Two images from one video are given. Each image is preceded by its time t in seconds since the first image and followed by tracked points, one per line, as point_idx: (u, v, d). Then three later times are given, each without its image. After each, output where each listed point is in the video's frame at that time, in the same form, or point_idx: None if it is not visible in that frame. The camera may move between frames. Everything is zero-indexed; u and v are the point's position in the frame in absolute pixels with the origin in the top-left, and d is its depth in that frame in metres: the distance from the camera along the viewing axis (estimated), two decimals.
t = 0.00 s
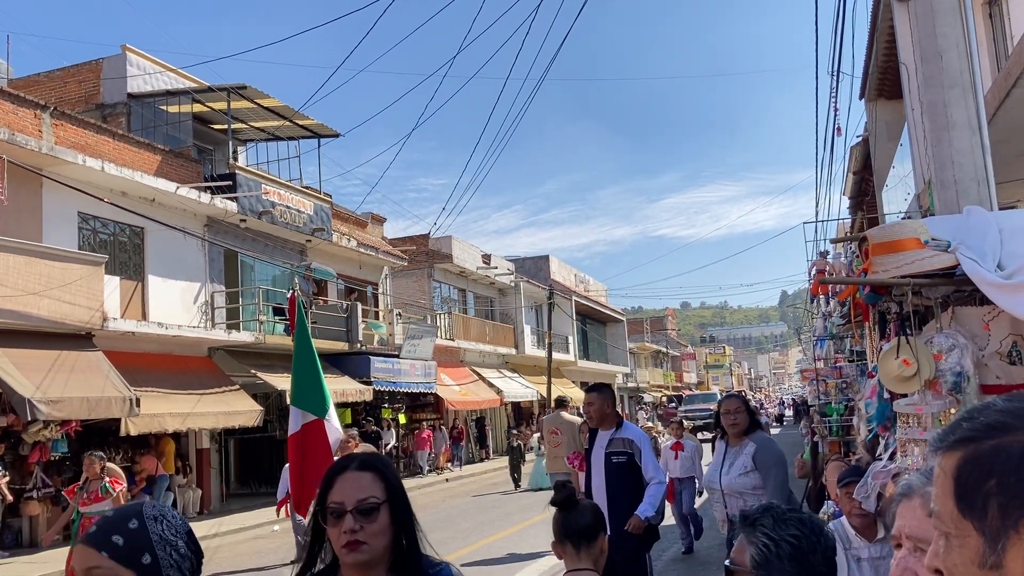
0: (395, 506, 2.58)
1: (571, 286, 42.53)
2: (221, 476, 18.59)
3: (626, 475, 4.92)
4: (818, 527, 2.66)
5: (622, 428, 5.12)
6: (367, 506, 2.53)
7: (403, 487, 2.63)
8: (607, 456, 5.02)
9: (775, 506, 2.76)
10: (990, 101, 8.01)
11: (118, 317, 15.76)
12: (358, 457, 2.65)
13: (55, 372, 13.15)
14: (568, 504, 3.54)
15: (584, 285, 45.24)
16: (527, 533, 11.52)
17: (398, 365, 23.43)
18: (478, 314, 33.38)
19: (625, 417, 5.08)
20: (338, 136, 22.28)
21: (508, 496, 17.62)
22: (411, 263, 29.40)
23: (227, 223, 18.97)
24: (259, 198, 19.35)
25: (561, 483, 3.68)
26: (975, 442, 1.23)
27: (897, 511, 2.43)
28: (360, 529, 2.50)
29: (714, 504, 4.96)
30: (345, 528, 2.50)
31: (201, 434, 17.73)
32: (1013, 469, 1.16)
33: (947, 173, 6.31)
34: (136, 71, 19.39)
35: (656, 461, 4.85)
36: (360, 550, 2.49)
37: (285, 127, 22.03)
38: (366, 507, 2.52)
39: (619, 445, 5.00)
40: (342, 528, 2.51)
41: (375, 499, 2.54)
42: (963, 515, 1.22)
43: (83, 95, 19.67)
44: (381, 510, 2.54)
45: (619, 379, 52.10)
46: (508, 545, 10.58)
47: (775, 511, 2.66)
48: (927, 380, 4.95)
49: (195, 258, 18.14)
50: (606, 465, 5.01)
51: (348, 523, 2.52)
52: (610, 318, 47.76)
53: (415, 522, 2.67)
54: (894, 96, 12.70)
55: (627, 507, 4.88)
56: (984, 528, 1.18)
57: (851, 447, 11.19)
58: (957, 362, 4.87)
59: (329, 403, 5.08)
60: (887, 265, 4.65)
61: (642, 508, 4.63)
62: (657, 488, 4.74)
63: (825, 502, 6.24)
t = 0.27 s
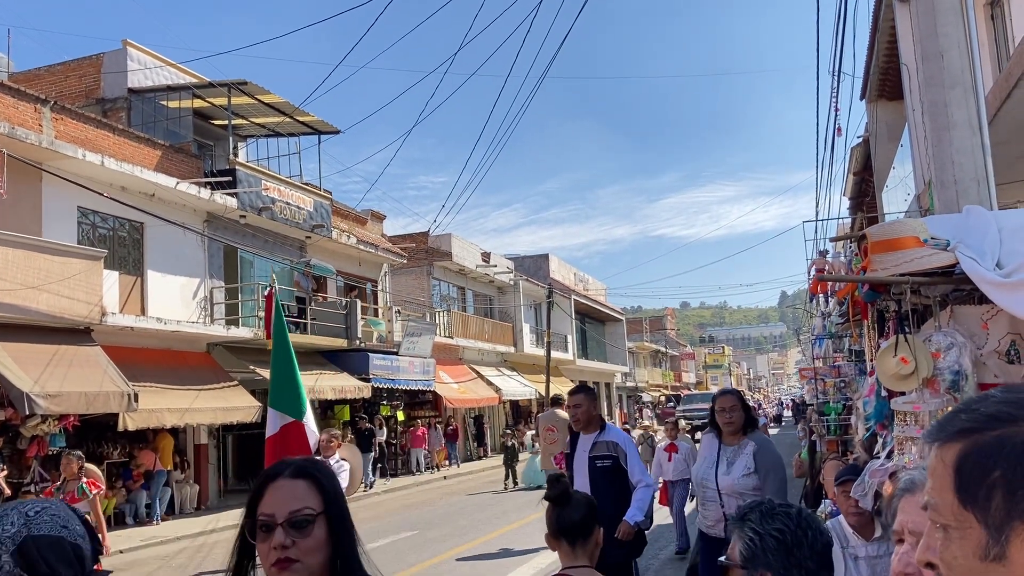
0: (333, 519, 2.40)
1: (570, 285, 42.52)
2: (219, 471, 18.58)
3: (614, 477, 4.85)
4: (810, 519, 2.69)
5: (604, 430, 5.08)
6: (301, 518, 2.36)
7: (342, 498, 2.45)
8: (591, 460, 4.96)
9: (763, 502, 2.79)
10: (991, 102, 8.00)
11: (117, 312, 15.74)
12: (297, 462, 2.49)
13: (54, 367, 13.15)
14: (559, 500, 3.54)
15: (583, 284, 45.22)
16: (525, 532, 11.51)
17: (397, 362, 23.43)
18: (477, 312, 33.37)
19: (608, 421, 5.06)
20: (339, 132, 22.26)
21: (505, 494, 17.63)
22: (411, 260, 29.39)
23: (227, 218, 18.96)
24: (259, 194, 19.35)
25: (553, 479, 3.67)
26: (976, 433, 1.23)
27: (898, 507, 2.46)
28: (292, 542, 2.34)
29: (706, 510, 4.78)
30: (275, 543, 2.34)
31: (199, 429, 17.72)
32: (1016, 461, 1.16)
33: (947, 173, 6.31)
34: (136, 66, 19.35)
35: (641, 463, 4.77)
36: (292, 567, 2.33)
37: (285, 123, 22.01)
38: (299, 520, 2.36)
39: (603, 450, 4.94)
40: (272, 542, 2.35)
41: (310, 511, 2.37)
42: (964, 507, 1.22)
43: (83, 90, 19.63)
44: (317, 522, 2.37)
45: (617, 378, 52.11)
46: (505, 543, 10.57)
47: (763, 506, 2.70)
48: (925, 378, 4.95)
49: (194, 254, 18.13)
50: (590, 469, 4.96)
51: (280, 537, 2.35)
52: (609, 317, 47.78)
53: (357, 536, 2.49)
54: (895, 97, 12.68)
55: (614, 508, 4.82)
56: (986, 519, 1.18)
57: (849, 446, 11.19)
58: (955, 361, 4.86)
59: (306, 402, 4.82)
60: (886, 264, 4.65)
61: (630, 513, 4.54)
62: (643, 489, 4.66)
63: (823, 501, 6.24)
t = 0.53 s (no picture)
0: (285, 518, 2.21)
1: (571, 285, 42.51)
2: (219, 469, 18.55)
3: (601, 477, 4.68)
4: (809, 515, 2.68)
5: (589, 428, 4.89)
6: (249, 518, 2.17)
7: (297, 494, 2.25)
8: (575, 457, 4.78)
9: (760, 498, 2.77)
10: (993, 103, 7.99)
11: (118, 308, 15.74)
12: (250, 454, 2.30)
13: (54, 363, 13.15)
14: (558, 497, 3.54)
15: (584, 284, 45.20)
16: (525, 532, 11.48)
17: (397, 361, 23.42)
18: (478, 311, 33.37)
19: (589, 417, 4.93)
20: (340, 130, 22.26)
21: (505, 494, 17.62)
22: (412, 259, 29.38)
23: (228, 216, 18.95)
24: (261, 191, 19.35)
25: (552, 478, 3.64)
26: (988, 426, 1.21)
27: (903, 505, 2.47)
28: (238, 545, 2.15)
29: (702, 517, 4.51)
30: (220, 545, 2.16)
31: (199, 427, 17.73)
32: None
33: (950, 174, 6.28)
34: (138, 63, 19.35)
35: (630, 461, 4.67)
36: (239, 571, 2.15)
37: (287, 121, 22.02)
38: (246, 520, 2.17)
39: (588, 446, 4.76)
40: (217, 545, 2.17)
41: (260, 511, 2.18)
42: (976, 501, 1.21)
43: (85, 87, 19.61)
44: (267, 523, 2.18)
45: (617, 378, 52.10)
46: (505, 543, 10.54)
47: (760, 503, 2.69)
48: (927, 378, 4.94)
49: (195, 251, 18.12)
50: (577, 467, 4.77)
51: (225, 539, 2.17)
52: (610, 317, 47.78)
53: (316, 537, 2.30)
54: (898, 98, 12.66)
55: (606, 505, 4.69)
56: (1001, 513, 1.18)
57: (850, 447, 11.17)
58: (957, 360, 4.86)
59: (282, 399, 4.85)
60: (888, 263, 4.64)
61: (620, 512, 4.43)
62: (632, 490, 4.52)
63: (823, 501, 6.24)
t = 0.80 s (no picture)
0: (247, 544, 1.97)
1: (575, 284, 42.48)
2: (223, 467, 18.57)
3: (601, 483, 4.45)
4: (815, 516, 2.69)
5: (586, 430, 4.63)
6: (203, 547, 1.93)
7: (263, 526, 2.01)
8: (573, 462, 4.53)
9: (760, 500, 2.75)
10: (999, 104, 7.96)
11: (122, 306, 15.75)
12: (208, 471, 2.06)
13: (58, 360, 13.17)
14: (563, 497, 3.53)
15: (588, 284, 45.15)
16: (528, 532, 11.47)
17: (401, 360, 23.43)
18: (481, 310, 33.36)
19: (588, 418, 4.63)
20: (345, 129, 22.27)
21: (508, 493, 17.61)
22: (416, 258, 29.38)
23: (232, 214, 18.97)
24: (265, 189, 19.36)
25: (558, 477, 3.61)
26: (1005, 426, 1.21)
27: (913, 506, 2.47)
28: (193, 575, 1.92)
29: (693, 527, 4.28)
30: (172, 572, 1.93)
31: (203, 424, 17.77)
32: None
33: (956, 174, 6.25)
34: (144, 61, 19.38)
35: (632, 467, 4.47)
36: None
37: (292, 120, 22.04)
38: (200, 548, 1.93)
39: (587, 451, 4.53)
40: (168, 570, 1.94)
41: (217, 538, 1.95)
42: (996, 500, 1.20)
43: (90, 84, 19.64)
44: (224, 551, 1.94)
45: (621, 378, 52.07)
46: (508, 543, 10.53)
47: (762, 503, 2.67)
48: (933, 378, 4.92)
49: (199, 248, 18.14)
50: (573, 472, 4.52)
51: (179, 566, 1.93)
52: (613, 317, 47.75)
53: (279, 564, 2.06)
54: (903, 99, 12.62)
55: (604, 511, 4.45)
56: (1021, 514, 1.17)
57: (854, 448, 11.15)
58: (963, 361, 4.84)
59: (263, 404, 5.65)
60: (894, 264, 4.62)
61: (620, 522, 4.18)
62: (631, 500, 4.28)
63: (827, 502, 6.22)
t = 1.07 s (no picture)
0: (174, 547, 1.66)
1: (583, 285, 42.44)
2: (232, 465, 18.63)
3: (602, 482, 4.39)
4: (833, 517, 2.68)
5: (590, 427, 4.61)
6: (117, 557, 1.63)
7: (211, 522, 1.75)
8: (577, 460, 4.50)
9: (777, 497, 2.74)
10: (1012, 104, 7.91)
11: (132, 305, 15.82)
12: (131, 464, 1.74)
13: (69, 358, 13.23)
14: (573, 496, 3.52)
15: (596, 284, 45.10)
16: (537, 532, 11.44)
17: (410, 359, 23.45)
18: (490, 310, 33.36)
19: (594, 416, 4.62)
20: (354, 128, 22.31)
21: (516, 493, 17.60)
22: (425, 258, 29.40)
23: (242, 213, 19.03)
24: (275, 189, 19.40)
25: (569, 477, 3.61)
26: None
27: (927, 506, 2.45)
28: None
29: (689, 527, 4.23)
30: None
31: (212, 423, 17.84)
32: None
33: (967, 174, 6.21)
34: (154, 61, 19.45)
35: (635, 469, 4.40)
36: None
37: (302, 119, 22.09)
38: (114, 559, 1.63)
39: (591, 450, 4.49)
40: None
41: (135, 543, 1.64)
42: None
43: (101, 84, 19.73)
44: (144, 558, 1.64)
45: (629, 378, 52.00)
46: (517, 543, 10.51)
47: (777, 501, 2.65)
48: (945, 378, 4.88)
49: (209, 247, 18.20)
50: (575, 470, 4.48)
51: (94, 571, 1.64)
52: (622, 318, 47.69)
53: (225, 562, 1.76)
54: (914, 100, 12.54)
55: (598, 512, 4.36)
56: None
57: (863, 448, 11.10)
58: (976, 361, 4.80)
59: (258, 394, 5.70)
60: (906, 263, 4.59)
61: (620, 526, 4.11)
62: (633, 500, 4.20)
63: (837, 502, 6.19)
